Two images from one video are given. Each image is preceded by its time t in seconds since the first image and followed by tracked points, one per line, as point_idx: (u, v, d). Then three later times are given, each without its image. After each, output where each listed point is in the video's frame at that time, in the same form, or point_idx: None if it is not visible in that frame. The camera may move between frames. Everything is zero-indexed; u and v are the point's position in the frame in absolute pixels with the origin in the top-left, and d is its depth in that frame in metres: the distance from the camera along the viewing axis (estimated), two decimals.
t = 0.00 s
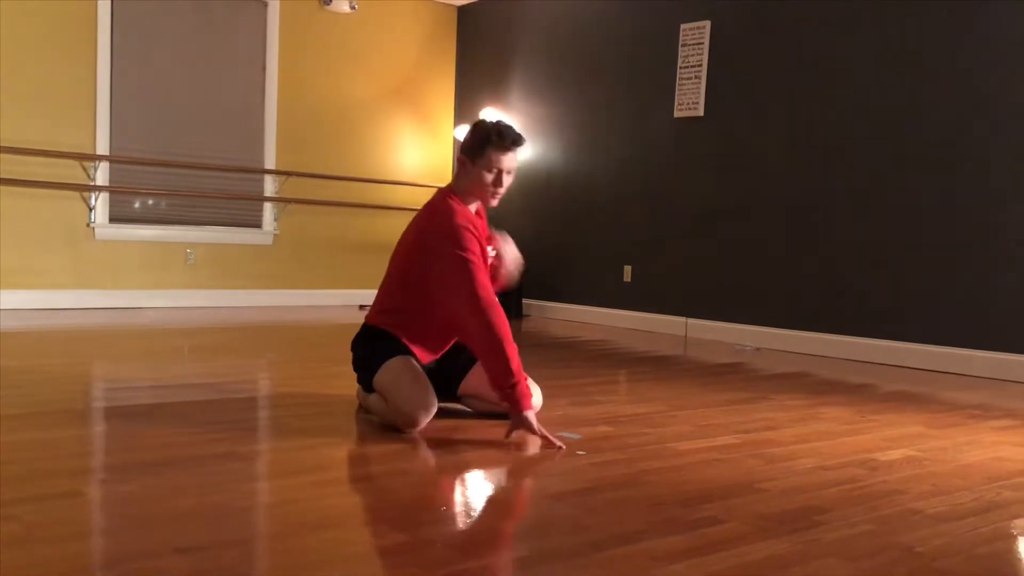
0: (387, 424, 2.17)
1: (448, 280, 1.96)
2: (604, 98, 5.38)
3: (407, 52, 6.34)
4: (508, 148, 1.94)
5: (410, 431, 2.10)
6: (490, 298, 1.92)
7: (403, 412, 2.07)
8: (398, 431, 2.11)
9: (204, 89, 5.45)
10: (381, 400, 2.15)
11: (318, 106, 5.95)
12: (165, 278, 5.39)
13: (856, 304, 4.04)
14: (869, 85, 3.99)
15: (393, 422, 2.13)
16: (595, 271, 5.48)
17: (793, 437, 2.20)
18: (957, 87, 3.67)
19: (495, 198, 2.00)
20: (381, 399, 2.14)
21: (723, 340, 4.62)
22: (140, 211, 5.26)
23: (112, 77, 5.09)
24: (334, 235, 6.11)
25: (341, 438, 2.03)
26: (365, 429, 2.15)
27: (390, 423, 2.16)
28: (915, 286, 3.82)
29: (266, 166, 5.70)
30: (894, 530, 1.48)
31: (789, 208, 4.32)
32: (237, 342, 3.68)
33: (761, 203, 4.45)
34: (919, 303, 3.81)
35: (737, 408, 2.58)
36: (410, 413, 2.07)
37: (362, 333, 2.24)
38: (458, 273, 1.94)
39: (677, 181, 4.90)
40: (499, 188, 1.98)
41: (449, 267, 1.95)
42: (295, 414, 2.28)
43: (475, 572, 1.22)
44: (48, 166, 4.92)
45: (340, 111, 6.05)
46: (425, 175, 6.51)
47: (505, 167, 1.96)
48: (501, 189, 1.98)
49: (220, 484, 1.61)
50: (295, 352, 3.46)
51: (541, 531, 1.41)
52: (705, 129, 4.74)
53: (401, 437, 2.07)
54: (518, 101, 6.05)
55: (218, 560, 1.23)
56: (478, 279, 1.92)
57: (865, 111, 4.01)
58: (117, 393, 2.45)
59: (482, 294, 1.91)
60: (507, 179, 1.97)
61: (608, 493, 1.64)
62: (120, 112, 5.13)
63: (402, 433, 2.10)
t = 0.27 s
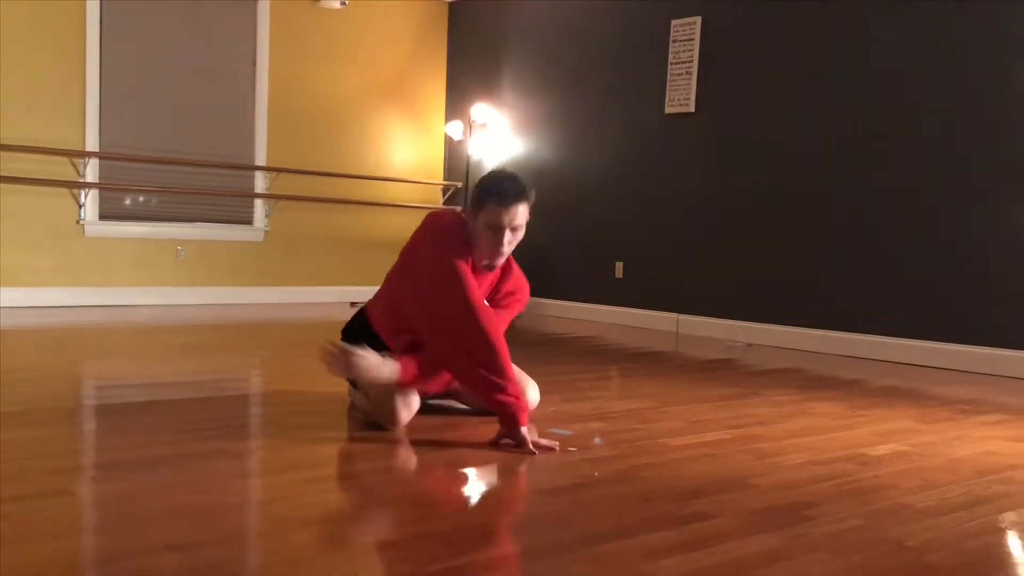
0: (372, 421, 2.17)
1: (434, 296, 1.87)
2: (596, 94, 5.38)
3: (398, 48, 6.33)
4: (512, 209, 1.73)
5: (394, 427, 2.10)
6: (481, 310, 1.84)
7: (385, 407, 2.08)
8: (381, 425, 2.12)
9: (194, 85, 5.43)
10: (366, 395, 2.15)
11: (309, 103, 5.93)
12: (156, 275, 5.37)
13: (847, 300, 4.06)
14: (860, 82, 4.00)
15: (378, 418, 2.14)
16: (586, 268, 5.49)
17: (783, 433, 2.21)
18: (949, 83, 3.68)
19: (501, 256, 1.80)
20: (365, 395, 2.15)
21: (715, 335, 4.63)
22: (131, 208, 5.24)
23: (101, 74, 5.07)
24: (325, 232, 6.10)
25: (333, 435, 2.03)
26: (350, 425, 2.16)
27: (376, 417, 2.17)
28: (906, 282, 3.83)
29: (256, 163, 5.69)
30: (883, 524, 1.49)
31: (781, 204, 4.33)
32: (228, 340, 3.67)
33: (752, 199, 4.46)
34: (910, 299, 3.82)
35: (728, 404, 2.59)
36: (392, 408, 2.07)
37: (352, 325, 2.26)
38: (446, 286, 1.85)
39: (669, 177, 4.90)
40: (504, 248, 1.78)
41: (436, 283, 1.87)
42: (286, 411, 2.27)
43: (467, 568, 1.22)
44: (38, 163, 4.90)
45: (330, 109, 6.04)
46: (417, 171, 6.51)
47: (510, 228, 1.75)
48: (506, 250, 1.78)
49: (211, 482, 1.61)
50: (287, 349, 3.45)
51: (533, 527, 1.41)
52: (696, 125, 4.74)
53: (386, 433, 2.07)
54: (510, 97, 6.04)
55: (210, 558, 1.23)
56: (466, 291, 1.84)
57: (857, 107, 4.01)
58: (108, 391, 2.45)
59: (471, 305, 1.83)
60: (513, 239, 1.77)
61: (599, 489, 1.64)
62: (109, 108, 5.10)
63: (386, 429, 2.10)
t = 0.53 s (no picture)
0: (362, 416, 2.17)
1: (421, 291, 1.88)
2: (590, 89, 5.38)
3: (392, 43, 6.32)
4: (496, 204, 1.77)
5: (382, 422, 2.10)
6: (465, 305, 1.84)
7: (370, 402, 2.08)
8: (368, 420, 2.12)
9: (188, 81, 5.42)
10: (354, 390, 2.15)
11: (303, 98, 5.92)
12: (150, 270, 5.36)
13: (841, 294, 4.07)
14: (854, 76, 4.01)
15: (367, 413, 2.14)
16: (580, 263, 5.49)
17: (776, 426, 2.21)
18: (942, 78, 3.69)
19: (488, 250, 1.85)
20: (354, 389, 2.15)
21: (709, 330, 4.64)
22: (124, 204, 5.23)
23: (94, 69, 5.05)
24: (319, 227, 6.09)
25: (327, 430, 2.04)
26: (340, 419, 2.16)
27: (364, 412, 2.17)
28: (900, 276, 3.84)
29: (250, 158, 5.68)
30: (875, 517, 1.50)
31: (775, 199, 4.34)
32: (223, 335, 3.67)
33: (747, 194, 4.47)
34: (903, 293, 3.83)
35: (721, 398, 2.60)
36: (375, 403, 2.07)
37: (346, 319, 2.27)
38: (432, 281, 1.86)
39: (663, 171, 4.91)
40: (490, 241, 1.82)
41: (422, 278, 1.87)
42: (281, 406, 2.28)
43: (461, 561, 1.23)
44: (31, 158, 4.89)
45: (324, 104, 6.03)
46: (411, 166, 6.50)
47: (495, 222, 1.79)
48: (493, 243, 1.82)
49: (206, 477, 1.61)
50: (281, 344, 3.46)
51: (527, 521, 1.41)
52: (690, 120, 4.75)
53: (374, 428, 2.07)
54: (504, 92, 6.04)
55: (205, 552, 1.23)
56: (451, 286, 1.84)
57: (851, 101, 4.02)
58: (102, 387, 2.45)
59: (455, 299, 1.83)
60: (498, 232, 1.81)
61: (593, 482, 1.65)
62: (102, 103, 5.09)
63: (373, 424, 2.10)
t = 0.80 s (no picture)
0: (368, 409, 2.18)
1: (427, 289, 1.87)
2: (590, 83, 5.37)
3: (393, 38, 6.31)
4: (529, 167, 1.86)
5: (387, 416, 2.11)
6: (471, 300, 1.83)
7: (379, 398, 2.09)
8: (375, 415, 2.13)
9: (188, 75, 5.42)
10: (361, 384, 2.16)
11: (303, 93, 5.92)
12: (151, 265, 5.36)
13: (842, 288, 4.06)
14: (856, 70, 4.00)
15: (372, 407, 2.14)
16: (581, 258, 5.49)
17: (777, 420, 2.22)
18: (944, 71, 3.68)
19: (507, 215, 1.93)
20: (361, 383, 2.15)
21: (710, 324, 4.64)
22: (125, 198, 5.23)
23: (95, 63, 5.05)
24: (320, 222, 6.09)
25: (328, 423, 2.04)
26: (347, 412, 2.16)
27: (371, 406, 2.18)
28: (901, 270, 3.84)
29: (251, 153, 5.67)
30: (876, 510, 1.50)
31: (776, 194, 4.33)
32: (224, 330, 3.67)
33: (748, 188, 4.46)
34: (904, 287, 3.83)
35: (722, 392, 2.60)
36: (385, 399, 2.08)
37: (355, 312, 2.28)
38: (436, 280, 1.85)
39: (664, 166, 4.90)
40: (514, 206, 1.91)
41: (424, 264, 1.87)
42: (282, 400, 2.28)
43: (462, 554, 1.23)
44: (31, 152, 4.89)
45: (325, 98, 6.03)
46: (411, 161, 6.50)
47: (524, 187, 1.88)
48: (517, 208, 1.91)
49: (209, 470, 1.62)
50: (283, 338, 3.46)
51: (528, 514, 1.42)
52: (691, 114, 4.74)
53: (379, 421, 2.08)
54: (505, 87, 6.03)
55: (206, 546, 1.23)
56: (457, 282, 1.83)
57: (852, 95, 4.02)
58: (104, 381, 2.45)
59: (461, 296, 1.82)
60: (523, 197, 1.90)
61: (594, 476, 1.65)
62: (103, 98, 5.09)
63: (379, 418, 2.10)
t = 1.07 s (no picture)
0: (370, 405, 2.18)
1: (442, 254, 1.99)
2: (591, 79, 5.36)
3: (394, 33, 6.30)
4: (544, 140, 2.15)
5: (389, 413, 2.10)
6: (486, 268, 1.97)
7: (382, 393, 2.08)
8: (379, 410, 2.12)
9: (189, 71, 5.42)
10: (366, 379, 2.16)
11: (304, 88, 5.91)
12: (152, 260, 5.37)
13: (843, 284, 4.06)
14: (857, 65, 3.99)
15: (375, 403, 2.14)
16: (582, 253, 5.49)
17: (778, 416, 2.22)
18: (946, 67, 3.67)
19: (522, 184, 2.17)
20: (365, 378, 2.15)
21: (711, 320, 4.64)
22: (126, 194, 5.23)
23: (95, 59, 5.05)
24: (321, 217, 6.09)
25: (329, 418, 2.04)
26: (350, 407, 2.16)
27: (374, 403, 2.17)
28: (902, 266, 3.84)
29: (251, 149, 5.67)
30: (876, 506, 1.50)
31: (777, 190, 4.33)
32: (225, 325, 3.67)
33: (748, 184, 4.46)
34: (905, 283, 3.83)
35: (723, 388, 2.60)
36: (389, 394, 2.07)
37: (361, 308, 2.28)
38: (455, 245, 1.97)
39: (665, 161, 4.89)
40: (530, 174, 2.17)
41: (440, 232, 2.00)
42: (283, 395, 2.28)
43: (462, 549, 1.23)
44: (31, 147, 4.89)
45: (325, 94, 6.02)
46: (412, 157, 6.49)
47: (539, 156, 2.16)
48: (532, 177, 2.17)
49: (210, 465, 1.62)
50: (284, 334, 3.46)
51: (528, 509, 1.42)
52: (692, 110, 4.74)
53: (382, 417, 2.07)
54: (506, 83, 6.02)
55: (206, 540, 1.24)
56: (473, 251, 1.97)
57: (853, 91, 4.01)
58: (105, 376, 2.45)
59: (477, 263, 1.96)
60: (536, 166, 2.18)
61: (595, 472, 1.65)
62: (103, 93, 5.08)
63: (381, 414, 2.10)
